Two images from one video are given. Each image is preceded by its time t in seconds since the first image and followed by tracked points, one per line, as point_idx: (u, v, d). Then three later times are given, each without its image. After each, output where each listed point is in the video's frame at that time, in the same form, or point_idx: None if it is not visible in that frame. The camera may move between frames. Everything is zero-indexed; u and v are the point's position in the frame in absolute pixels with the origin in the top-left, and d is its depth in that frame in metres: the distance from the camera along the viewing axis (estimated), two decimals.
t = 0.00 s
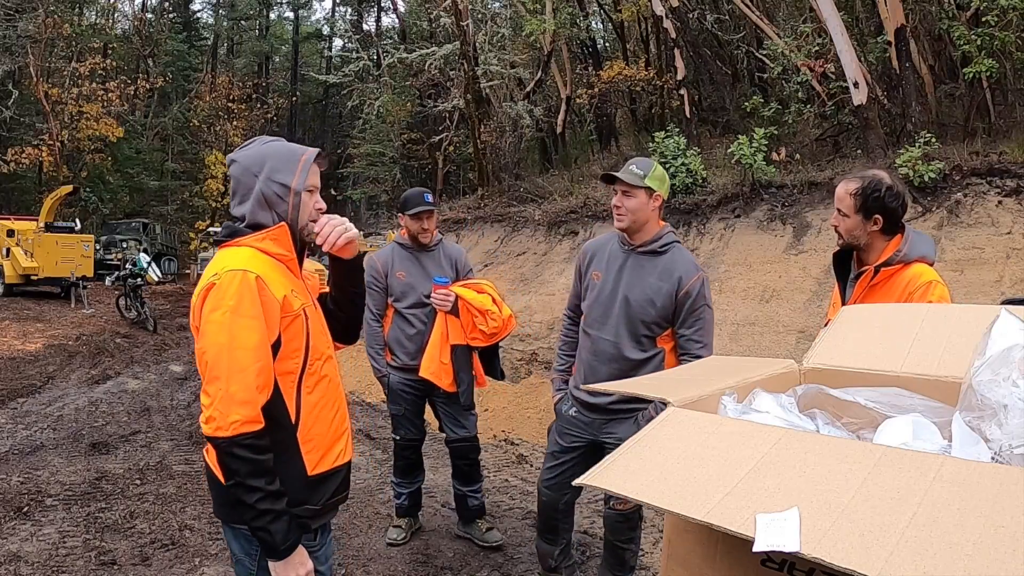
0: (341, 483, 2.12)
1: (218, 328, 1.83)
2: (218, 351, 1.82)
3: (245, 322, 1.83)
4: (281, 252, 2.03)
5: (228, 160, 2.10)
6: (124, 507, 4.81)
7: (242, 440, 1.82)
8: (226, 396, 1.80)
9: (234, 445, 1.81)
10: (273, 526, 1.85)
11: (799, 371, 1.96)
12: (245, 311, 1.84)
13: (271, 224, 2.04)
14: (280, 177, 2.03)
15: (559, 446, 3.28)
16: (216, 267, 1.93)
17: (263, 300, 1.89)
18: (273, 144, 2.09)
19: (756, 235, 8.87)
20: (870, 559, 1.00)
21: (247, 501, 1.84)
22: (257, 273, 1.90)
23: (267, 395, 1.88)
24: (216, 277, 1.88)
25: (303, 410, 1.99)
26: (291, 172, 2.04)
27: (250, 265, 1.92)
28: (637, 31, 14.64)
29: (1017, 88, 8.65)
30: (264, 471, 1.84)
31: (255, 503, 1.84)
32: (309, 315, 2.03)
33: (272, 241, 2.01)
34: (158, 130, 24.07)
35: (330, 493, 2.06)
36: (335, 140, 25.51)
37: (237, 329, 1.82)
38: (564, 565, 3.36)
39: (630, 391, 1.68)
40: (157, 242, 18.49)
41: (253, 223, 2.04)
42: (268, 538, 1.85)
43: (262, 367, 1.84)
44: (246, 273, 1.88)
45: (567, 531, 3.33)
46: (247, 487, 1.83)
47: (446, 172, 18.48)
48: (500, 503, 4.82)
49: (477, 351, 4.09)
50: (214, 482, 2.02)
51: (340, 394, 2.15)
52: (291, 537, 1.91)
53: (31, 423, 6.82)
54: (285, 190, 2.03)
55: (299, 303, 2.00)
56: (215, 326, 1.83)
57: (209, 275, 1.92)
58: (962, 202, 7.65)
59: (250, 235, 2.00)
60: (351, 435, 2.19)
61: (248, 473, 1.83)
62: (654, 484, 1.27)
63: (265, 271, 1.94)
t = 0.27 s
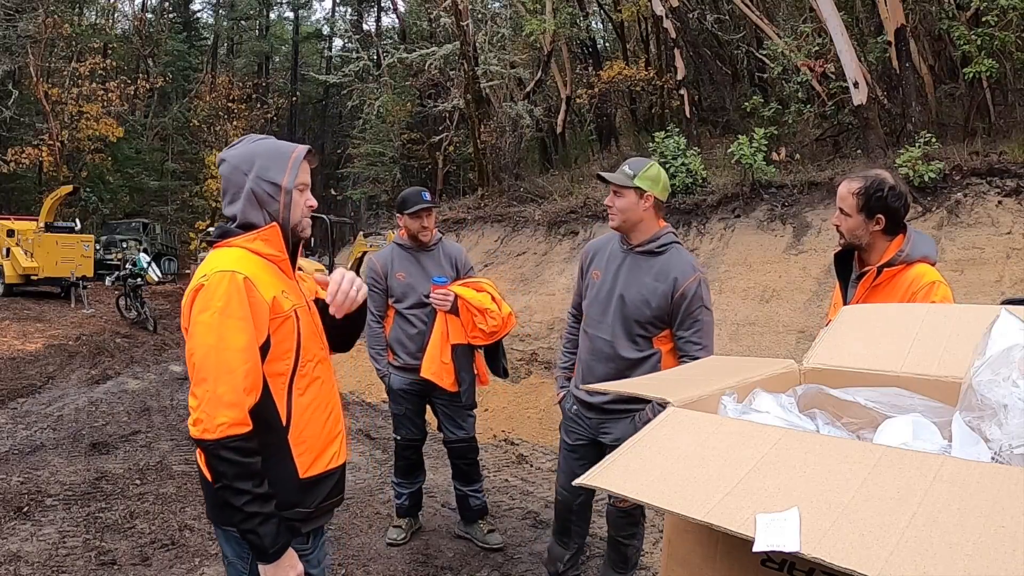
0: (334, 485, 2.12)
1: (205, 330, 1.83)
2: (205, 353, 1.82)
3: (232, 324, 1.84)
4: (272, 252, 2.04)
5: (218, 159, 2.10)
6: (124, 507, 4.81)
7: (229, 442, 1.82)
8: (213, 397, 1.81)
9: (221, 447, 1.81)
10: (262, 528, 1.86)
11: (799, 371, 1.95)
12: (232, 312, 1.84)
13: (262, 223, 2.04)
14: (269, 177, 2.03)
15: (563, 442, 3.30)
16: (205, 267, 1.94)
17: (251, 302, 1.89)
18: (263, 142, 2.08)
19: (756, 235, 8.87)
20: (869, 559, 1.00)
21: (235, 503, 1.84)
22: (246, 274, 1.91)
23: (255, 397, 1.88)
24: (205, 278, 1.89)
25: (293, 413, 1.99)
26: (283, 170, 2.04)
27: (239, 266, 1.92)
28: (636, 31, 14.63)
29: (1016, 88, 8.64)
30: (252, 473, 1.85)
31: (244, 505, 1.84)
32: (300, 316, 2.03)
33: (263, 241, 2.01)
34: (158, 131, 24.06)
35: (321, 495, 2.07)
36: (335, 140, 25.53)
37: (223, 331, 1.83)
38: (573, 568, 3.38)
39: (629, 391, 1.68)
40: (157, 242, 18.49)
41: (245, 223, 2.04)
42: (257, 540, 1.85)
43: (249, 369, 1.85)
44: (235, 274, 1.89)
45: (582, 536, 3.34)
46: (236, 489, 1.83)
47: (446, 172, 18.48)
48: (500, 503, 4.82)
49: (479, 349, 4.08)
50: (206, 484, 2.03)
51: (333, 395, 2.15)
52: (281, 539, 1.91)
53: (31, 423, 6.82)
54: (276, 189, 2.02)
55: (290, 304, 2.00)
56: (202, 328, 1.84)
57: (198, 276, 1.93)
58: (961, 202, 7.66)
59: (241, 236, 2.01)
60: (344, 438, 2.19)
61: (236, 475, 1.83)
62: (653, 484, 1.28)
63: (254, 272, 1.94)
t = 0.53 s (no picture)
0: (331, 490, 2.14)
1: (203, 337, 1.85)
2: (203, 361, 1.84)
3: (230, 331, 1.85)
4: (271, 257, 2.04)
5: (208, 156, 2.07)
6: (124, 506, 4.81)
7: (225, 449, 1.83)
8: (210, 404, 1.81)
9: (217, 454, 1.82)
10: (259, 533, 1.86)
11: (799, 371, 1.96)
12: (230, 319, 1.85)
13: (264, 226, 2.04)
14: (269, 178, 2.03)
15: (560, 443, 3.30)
16: (205, 273, 1.94)
17: (251, 309, 1.90)
18: (263, 141, 2.07)
19: (756, 235, 8.87)
20: (870, 559, 1.00)
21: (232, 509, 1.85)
22: (245, 280, 1.91)
23: (252, 404, 1.89)
24: (205, 284, 1.90)
25: (290, 419, 2.00)
26: (283, 173, 2.05)
27: (238, 272, 1.93)
28: (636, 31, 14.63)
29: (1017, 88, 8.65)
30: (248, 478, 1.86)
31: (242, 508, 1.85)
32: (299, 323, 2.03)
33: (263, 246, 2.02)
34: (158, 131, 24.06)
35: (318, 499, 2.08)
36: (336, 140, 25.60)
37: (221, 338, 1.84)
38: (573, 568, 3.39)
39: (629, 391, 1.68)
40: (157, 242, 18.49)
41: (245, 224, 2.03)
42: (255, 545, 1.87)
43: (246, 377, 1.86)
44: (234, 281, 1.90)
45: (579, 536, 3.34)
46: (235, 492, 1.84)
47: (446, 172, 18.49)
48: (500, 503, 4.82)
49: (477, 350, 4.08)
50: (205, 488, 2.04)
51: (332, 401, 2.15)
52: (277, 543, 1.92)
53: (31, 423, 6.82)
54: (278, 192, 2.04)
55: (290, 310, 2.01)
56: (200, 334, 1.85)
57: (198, 281, 1.94)
58: (961, 202, 7.66)
59: (241, 240, 2.01)
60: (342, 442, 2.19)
61: (232, 479, 1.84)
62: (653, 485, 1.28)
63: (253, 278, 1.94)
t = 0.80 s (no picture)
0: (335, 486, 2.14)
1: (218, 327, 1.83)
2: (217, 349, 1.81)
3: (247, 321, 1.84)
4: (282, 255, 2.05)
5: (216, 155, 2.06)
6: (124, 507, 4.81)
7: (231, 435, 1.80)
8: (221, 391, 1.79)
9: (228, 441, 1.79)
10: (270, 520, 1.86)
11: (799, 371, 1.95)
12: (246, 309, 1.84)
13: (275, 226, 2.04)
14: (281, 179, 2.04)
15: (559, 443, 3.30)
16: (220, 268, 1.93)
17: (268, 303, 1.90)
18: (273, 142, 2.07)
19: (756, 235, 8.87)
20: (869, 559, 1.00)
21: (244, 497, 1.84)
22: (261, 274, 1.91)
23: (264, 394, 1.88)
24: (222, 277, 1.89)
25: (298, 413, 1.99)
26: (294, 174, 2.06)
27: (254, 266, 1.93)
28: (637, 31, 14.64)
29: (1017, 88, 8.65)
30: (257, 464, 1.84)
31: (255, 490, 1.84)
32: (309, 320, 2.04)
33: (276, 244, 2.03)
34: (158, 131, 24.06)
35: (323, 494, 2.08)
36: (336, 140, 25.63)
37: (237, 327, 1.83)
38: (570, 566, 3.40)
39: (629, 391, 1.68)
40: (157, 242, 18.48)
41: (256, 224, 2.03)
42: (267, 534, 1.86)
43: (261, 366, 1.85)
44: (251, 275, 1.89)
45: (574, 533, 3.34)
46: (245, 478, 1.82)
47: (446, 172, 18.50)
48: (501, 503, 4.82)
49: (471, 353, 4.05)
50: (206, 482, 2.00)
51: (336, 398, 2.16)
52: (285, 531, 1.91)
53: (31, 423, 6.82)
54: (289, 192, 2.05)
55: (301, 308, 2.02)
56: (216, 324, 1.83)
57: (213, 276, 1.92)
58: (961, 202, 7.66)
59: (254, 237, 2.01)
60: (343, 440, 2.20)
61: (242, 464, 1.82)
62: (654, 484, 1.27)
63: (267, 273, 1.94)
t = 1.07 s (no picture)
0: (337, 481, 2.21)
1: (264, 337, 1.85)
2: (269, 359, 1.84)
3: (290, 330, 1.89)
4: (290, 258, 2.07)
5: (225, 154, 2.06)
6: (124, 507, 4.81)
7: (294, 443, 1.87)
8: (283, 402, 1.84)
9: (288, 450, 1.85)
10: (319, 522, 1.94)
11: (799, 371, 1.96)
12: (288, 318, 1.89)
13: (283, 228, 2.06)
14: (292, 182, 2.06)
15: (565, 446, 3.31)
16: (241, 273, 1.91)
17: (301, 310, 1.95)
18: (279, 145, 2.08)
19: (756, 235, 8.87)
20: (869, 559, 1.00)
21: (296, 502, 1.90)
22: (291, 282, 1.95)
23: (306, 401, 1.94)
24: (252, 283, 1.88)
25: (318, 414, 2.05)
26: (302, 178, 2.09)
27: (280, 272, 1.95)
28: (637, 31, 14.64)
29: (1016, 88, 8.65)
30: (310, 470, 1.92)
31: (310, 498, 1.91)
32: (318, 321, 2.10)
33: (285, 247, 2.04)
34: (158, 130, 24.06)
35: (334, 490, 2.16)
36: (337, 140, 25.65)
37: (284, 337, 1.87)
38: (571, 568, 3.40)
39: (629, 391, 1.68)
40: (157, 242, 18.48)
41: (265, 225, 2.02)
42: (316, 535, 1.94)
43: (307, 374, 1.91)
44: (283, 282, 1.92)
45: (581, 538, 3.34)
46: (302, 485, 1.89)
47: (446, 172, 18.50)
48: (501, 503, 4.82)
49: (466, 352, 4.03)
50: (218, 487, 1.99)
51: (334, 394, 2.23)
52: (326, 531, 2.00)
53: (31, 423, 6.82)
54: (298, 196, 2.08)
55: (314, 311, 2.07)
56: (261, 334, 1.84)
57: (236, 281, 1.90)
58: (961, 202, 7.66)
59: (265, 241, 2.01)
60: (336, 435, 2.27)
61: (304, 471, 1.89)
62: (654, 485, 1.28)
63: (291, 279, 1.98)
